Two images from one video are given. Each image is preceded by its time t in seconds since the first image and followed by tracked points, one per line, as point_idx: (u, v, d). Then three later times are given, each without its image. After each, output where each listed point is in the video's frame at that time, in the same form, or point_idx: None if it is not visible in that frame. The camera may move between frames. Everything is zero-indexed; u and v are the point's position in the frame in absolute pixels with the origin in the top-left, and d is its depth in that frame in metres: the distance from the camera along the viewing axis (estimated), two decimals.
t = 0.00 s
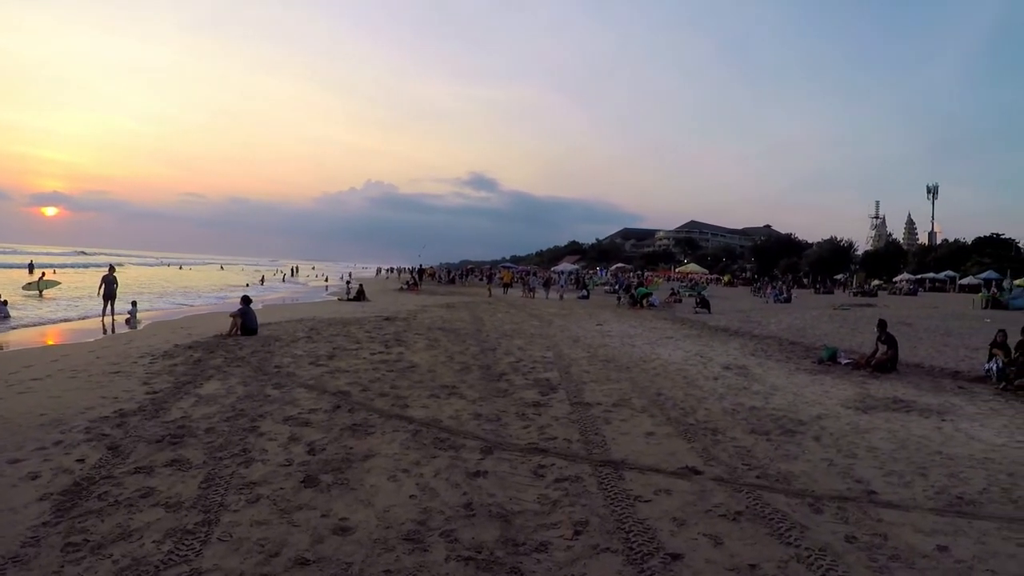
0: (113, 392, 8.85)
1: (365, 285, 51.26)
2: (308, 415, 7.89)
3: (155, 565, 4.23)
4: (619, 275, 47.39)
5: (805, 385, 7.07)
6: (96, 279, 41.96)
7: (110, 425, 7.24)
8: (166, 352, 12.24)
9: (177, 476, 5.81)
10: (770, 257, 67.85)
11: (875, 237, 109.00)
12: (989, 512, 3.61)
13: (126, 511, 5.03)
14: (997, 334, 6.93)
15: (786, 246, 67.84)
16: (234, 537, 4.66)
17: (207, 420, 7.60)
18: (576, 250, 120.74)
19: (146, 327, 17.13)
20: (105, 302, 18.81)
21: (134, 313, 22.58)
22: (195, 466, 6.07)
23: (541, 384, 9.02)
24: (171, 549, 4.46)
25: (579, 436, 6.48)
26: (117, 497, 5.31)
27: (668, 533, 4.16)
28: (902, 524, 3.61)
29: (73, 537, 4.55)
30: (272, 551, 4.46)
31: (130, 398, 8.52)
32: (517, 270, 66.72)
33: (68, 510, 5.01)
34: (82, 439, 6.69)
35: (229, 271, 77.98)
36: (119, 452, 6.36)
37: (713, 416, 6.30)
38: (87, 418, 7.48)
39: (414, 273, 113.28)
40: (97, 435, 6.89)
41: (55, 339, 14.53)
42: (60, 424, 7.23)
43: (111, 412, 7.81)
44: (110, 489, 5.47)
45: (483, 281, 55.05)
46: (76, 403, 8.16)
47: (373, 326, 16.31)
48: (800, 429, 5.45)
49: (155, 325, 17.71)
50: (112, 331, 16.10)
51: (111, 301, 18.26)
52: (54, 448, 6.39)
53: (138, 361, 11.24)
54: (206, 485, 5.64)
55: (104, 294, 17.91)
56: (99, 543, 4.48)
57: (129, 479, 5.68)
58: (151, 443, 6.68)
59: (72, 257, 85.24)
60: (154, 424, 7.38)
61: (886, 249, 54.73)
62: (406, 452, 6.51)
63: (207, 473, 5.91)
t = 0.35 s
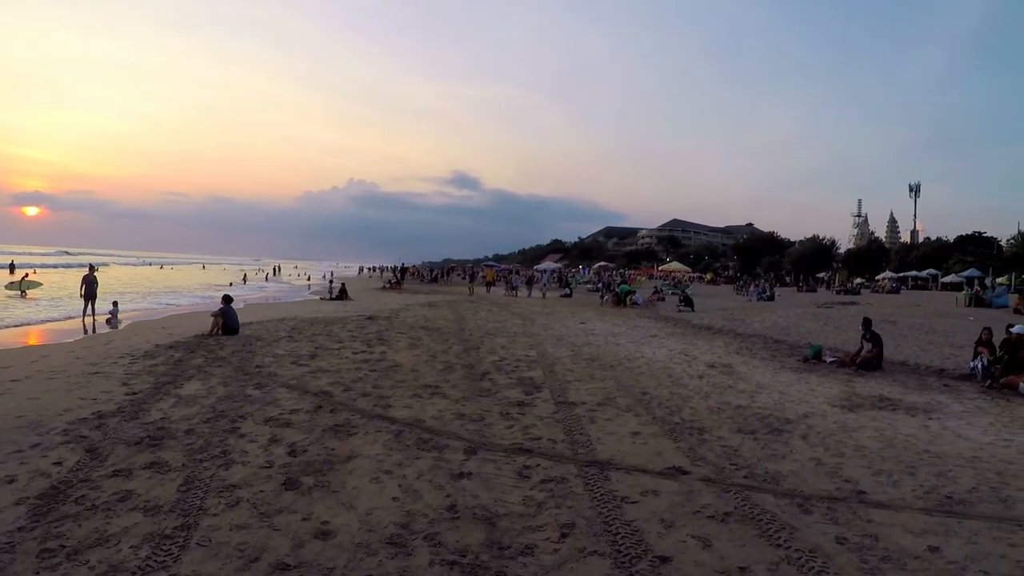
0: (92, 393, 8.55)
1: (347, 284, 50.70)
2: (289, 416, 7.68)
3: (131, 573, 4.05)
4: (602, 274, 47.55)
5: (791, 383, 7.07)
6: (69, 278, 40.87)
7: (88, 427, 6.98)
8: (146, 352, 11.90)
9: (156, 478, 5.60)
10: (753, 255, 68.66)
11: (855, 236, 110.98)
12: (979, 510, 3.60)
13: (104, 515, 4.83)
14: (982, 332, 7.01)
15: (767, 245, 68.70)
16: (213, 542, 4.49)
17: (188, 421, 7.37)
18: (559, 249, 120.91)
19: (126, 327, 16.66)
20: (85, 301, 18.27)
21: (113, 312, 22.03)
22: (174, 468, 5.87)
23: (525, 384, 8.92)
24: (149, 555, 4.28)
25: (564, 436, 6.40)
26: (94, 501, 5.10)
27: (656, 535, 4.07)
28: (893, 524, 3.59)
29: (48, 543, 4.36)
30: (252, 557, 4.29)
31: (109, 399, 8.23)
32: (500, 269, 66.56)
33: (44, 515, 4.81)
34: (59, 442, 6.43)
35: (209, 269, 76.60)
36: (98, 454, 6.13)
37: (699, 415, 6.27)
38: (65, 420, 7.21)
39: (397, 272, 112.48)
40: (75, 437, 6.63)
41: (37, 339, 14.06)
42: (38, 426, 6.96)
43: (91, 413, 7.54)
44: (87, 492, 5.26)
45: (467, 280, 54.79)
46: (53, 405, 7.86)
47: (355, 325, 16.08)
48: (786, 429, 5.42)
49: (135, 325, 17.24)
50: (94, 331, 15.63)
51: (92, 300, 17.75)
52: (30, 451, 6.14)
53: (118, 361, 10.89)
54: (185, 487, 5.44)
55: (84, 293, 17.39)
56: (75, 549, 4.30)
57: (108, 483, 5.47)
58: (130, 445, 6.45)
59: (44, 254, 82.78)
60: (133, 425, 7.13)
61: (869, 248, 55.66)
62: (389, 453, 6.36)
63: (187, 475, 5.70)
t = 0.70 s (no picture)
0: (70, 394, 8.24)
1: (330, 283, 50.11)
2: (270, 417, 7.46)
3: None
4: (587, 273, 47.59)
5: (777, 382, 7.04)
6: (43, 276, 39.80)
7: (65, 429, 6.72)
8: (127, 352, 11.54)
9: (134, 482, 5.39)
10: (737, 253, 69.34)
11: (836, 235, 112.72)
12: (973, 510, 3.56)
13: (79, 522, 4.63)
14: (969, 330, 7.06)
15: (751, 243, 69.41)
16: (191, 548, 4.31)
17: (168, 422, 7.12)
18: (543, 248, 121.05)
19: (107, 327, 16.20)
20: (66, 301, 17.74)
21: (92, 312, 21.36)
22: (153, 471, 5.65)
23: (510, 384, 8.79)
24: (124, 563, 4.09)
25: (549, 438, 6.28)
26: (69, 506, 4.89)
27: (645, 539, 3.96)
28: (886, 525, 3.53)
29: (21, 552, 4.18)
30: (231, 564, 4.12)
31: (88, 401, 7.94)
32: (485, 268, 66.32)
33: (16, 521, 4.60)
34: (35, 444, 6.19)
35: (189, 269, 75.25)
36: (75, 457, 5.90)
37: (686, 416, 6.20)
38: (41, 422, 6.93)
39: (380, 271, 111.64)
40: (51, 439, 6.38)
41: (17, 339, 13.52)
42: (13, 428, 6.68)
43: (69, 414, 7.27)
44: (62, 497, 5.05)
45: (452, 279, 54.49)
46: (29, 406, 7.57)
47: (338, 325, 15.81)
48: (775, 429, 5.37)
49: (116, 325, 16.77)
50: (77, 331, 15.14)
51: (72, 300, 17.21)
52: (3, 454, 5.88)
53: (99, 362, 10.54)
54: (163, 491, 5.23)
55: (66, 292, 16.85)
56: (47, 558, 4.12)
57: (83, 487, 5.25)
58: (108, 448, 6.21)
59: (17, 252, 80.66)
60: (112, 427, 6.88)
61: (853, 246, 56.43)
62: (371, 456, 6.18)
63: (165, 478, 5.50)
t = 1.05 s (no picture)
0: (49, 401, 7.96)
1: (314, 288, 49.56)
2: (252, 425, 7.24)
3: None
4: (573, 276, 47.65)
5: (765, 386, 6.99)
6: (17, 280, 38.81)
7: (42, 437, 6.47)
8: (106, 359, 11.21)
9: (111, 493, 5.17)
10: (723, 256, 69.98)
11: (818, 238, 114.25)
12: (967, 516, 3.50)
13: (51, 536, 4.42)
14: (957, 332, 7.10)
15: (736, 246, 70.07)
16: (167, 563, 4.12)
17: (148, 430, 6.89)
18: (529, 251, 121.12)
19: (88, 332, 15.78)
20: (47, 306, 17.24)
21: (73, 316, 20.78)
22: (131, 481, 5.43)
23: (496, 390, 8.66)
24: None
25: (536, 445, 6.16)
26: (42, 520, 4.67)
27: (636, 550, 3.84)
28: (880, 533, 3.46)
29: None
30: None
31: (66, 408, 7.67)
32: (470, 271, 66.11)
33: None
34: (10, 454, 5.94)
35: (170, 274, 74.04)
36: (51, 468, 5.66)
37: (675, 421, 6.11)
38: (16, 431, 6.66)
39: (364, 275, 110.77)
40: (26, 448, 6.12)
41: None
42: None
43: (47, 422, 7.00)
44: (36, 510, 4.83)
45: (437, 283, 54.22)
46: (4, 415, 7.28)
47: (323, 329, 15.55)
48: (765, 434, 5.30)
49: (98, 330, 16.34)
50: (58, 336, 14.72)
51: (55, 305, 16.71)
52: None
53: (79, 368, 10.20)
54: (141, 503, 5.02)
55: (48, 297, 16.39)
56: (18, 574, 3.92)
57: (58, 499, 5.02)
58: (86, 457, 5.98)
59: None
60: (91, 435, 6.63)
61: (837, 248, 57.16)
62: (353, 466, 5.99)
63: (144, 489, 5.28)
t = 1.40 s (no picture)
0: (26, 409, 7.68)
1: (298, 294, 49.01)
2: (233, 435, 7.02)
3: None
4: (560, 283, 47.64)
5: (754, 394, 6.93)
6: None
7: (19, 447, 6.21)
8: (86, 366, 10.87)
9: (87, 506, 4.95)
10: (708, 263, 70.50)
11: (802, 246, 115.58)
12: (962, 526, 3.44)
13: (21, 552, 4.20)
14: (946, 339, 7.12)
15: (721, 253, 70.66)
16: None
17: (126, 440, 6.65)
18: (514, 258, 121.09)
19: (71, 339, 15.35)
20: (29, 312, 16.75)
21: (53, 323, 20.15)
22: (108, 493, 5.21)
23: (481, 399, 8.51)
24: None
25: (522, 456, 6.03)
26: (13, 535, 4.44)
27: (625, 564, 3.72)
28: (873, 545, 3.38)
29: None
30: None
31: (44, 416, 7.39)
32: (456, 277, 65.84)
33: None
34: None
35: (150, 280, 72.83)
36: (26, 479, 5.43)
37: (663, 431, 6.02)
38: None
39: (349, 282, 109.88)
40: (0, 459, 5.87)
41: None
42: None
43: (24, 432, 6.73)
44: (8, 523, 4.61)
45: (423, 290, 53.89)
46: None
47: (306, 337, 15.29)
48: (755, 443, 5.23)
49: (81, 337, 15.91)
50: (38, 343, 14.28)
51: (37, 311, 16.20)
52: None
53: (58, 375, 9.87)
54: (117, 516, 4.81)
55: (29, 303, 15.91)
56: None
57: (30, 513, 4.80)
58: (63, 468, 5.74)
59: None
60: (68, 445, 6.38)
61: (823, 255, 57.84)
62: (335, 478, 5.80)
63: (121, 501, 5.06)
